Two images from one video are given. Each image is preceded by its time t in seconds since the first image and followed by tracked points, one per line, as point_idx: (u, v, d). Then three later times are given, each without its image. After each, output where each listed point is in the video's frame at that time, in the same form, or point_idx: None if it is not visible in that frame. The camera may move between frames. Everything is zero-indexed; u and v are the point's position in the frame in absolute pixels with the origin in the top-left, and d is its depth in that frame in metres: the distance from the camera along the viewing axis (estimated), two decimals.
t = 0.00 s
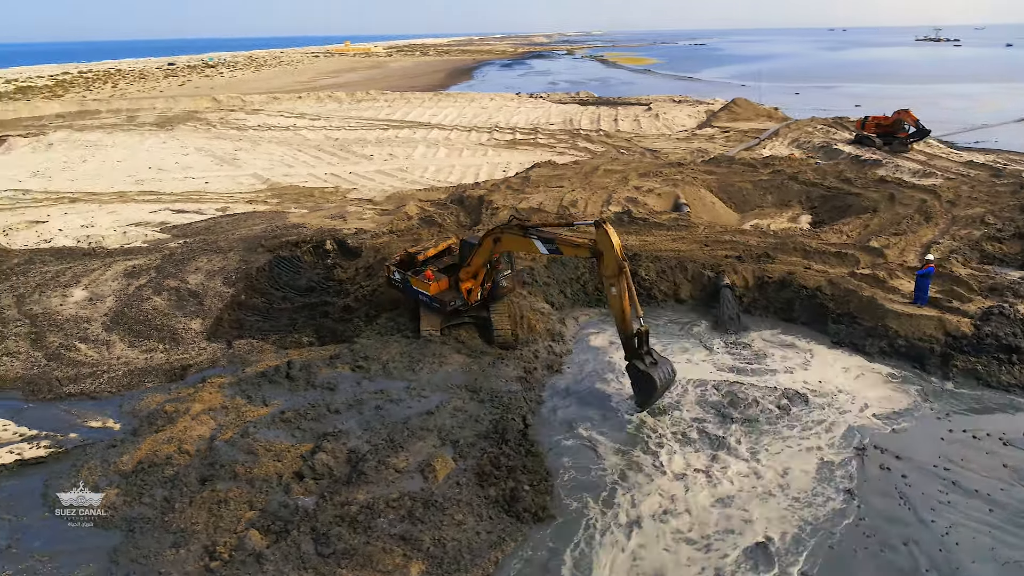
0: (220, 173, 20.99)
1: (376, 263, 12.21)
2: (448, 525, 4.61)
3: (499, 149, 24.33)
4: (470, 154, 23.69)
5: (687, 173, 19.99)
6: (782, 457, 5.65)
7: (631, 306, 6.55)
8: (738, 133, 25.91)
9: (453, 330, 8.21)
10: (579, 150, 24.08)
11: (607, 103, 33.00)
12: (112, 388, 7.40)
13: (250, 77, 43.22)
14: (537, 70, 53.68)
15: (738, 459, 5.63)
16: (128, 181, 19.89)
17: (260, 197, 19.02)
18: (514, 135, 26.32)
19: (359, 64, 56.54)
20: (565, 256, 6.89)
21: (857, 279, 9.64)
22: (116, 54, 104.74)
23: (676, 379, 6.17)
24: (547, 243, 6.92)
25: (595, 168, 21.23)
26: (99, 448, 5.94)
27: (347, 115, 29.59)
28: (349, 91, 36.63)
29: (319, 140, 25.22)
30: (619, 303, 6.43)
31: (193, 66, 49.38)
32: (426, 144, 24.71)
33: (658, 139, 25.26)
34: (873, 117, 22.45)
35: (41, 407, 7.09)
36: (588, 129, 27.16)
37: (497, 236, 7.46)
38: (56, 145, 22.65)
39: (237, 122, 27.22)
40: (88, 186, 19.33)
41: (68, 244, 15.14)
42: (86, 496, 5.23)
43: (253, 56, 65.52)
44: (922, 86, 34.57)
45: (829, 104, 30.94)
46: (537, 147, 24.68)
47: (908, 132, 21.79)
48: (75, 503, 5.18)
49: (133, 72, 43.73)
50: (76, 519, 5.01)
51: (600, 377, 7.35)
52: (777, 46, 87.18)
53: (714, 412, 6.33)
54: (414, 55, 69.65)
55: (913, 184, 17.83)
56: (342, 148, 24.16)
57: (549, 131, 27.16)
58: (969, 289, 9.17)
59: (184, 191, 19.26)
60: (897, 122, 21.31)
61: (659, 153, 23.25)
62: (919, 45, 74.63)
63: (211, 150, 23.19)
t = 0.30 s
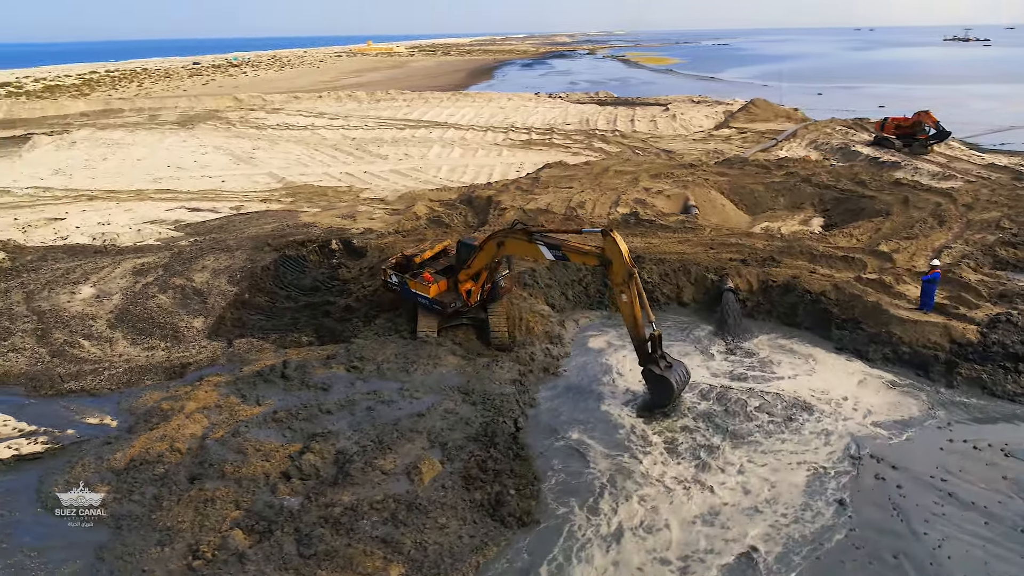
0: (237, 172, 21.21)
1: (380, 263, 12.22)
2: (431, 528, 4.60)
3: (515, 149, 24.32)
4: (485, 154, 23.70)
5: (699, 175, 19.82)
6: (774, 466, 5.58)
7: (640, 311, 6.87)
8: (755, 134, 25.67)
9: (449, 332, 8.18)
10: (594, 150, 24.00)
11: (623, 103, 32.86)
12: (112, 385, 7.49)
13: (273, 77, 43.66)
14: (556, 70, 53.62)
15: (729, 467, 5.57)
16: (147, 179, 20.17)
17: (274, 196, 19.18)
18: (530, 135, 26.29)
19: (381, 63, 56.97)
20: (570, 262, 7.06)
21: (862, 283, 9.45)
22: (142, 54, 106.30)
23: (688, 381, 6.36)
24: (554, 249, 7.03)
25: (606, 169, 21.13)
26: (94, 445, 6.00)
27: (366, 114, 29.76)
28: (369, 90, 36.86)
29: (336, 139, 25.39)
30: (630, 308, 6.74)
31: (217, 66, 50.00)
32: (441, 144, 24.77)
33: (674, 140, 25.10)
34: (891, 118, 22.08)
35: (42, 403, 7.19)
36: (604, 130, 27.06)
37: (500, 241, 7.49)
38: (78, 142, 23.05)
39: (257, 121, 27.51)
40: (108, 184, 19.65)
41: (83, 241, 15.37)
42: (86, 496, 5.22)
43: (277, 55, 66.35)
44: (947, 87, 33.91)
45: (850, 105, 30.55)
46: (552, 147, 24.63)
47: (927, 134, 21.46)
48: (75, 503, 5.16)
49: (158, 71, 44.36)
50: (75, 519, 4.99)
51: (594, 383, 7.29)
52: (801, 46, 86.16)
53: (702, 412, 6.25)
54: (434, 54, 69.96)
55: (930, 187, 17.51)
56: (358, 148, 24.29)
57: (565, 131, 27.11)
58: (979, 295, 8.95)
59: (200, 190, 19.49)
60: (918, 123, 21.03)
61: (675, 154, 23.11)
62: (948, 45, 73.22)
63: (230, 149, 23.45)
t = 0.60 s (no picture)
0: (255, 171, 21.46)
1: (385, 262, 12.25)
2: (411, 531, 4.59)
3: (531, 149, 24.30)
4: (502, 154, 23.71)
5: (712, 176, 19.63)
6: (763, 475, 5.50)
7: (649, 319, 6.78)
8: (775, 135, 25.38)
9: (445, 333, 8.18)
10: (610, 151, 23.89)
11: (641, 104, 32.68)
12: (111, 382, 7.59)
13: (298, 76, 44.18)
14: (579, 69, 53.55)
15: (718, 475, 5.51)
16: (168, 177, 20.49)
17: (289, 195, 19.36)
18: (548, 135, 26.25)
19: (405, 63, 57.37)
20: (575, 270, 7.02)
21: (868, 287, 9.26)
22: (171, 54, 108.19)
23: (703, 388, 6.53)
24: (558, 257, 7.02)
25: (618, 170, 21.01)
26: (89, 441, 6.08)
27: (386, 114, 29.94)
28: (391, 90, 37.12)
29: (355, 138, 25.56)
30: (638, 318, 6.66)
31: (244, 66, 50.76)
32: (459, 144, 24.83)
33: (692, 141, 24.93)
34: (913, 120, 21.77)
35: (42, 397, 7.30)
36: (622, 130, 26.94)
37: (502, 245, 7.53)
38: (103, 140, 23.55)
39: (279, 120, 27.82)
40: (129, 181, 20.00)
41: (99, 238, 15.63)
42: (86, 496, 5.19)
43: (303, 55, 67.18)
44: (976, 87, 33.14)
45: (873, 107, 30.03)
46: (568, 147, 24.56)
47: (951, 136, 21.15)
48: (75, 503, 5.13)
49: (186, 70, 45.13)
50: (75, 519, 4.97)
51: (588, 388, 7.23)
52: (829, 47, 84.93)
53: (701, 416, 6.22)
54: (456, 54, 70.26)
55: (948, 191, 17.15)
56: (376, 147, 24.43)
57: (583, 131, 27.03)
58: (990, 302, 8.71)
59: (219, 188, 19.75)
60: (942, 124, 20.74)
61: (692, 155, 22.95)
62: (981, 45, 71.57)
63: (250, 147, 23.73)
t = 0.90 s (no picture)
0: (272, 169, 21.66)
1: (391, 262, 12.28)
2: (394, 533, 4.60)
3: (547, 149, 24.26)
4: (517, 154, 23.69)
5: (724, 178, 19.45)
6: (753, 483, 5.44)
7: (652, 331, 6.85)
8: (794, 136, 25.09)
9: (443, 334, 8.18)
10: (626, 151, 23.77)
11: (658, 104, 32.49)
12: (113, 378, 7.69)
13: (322, 76, 44.62)
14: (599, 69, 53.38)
15: (708, 483, 5.45)
16: (186, 175, 20.77)
17: (304, 193, 19.52)
18: (564, 135, 26.19)
19: (427, 62, 57.63)
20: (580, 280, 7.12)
21: (874, 291, 9.11)
22: (196, 54, 109.85)
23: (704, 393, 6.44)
24: (561, 266, 7.08)
25: (629, 170, 20.89)
26: (85, 437, 6.17)
27: (405, 113, 30.07)
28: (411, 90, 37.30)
29: (373, 137, 25.71)
30: (640, 330, 6.72)
31: (268, 65, 51.42)
32: (474, 143, 24.86)
33: (709, 141, 24.75)
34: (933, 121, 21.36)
35: (44, 393, 7.41)
36: (639, 130, 26.81)
37: (506, 252, 7.57)
38: (124, 139, 23.96)
39: (299, 119, 28.08)
40: (148, 179, 20.30)
41: (115, 234, 15.86)
42: (86, 496, 5.14)
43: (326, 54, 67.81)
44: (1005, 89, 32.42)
45: (897, 108, 29.55)
46: (583, 147, 24.48)
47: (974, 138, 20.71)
48: (75, 503, 5.09)
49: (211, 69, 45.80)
50: (75, 520, 4.92)
51: (582, 392, 7.19)
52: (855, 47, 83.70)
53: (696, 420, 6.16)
54: (475, 54, 70.39)
55: (967, 194, 16.81)
56: (393, 146, 24.54)
57: (600, 131, 26.95)
58: (999, 309, 8.51)
59: (235, 186, 19.97)
60: (964, 126, 20.33)
61: (707, 155, 22.78)
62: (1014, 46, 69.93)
63: (268, 146, 23.98)
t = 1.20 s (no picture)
0: (291, 167, 21.87)
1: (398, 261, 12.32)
2: (376, 535, 4.60)
3: (565, 149, 24.18)
4: (535, 153, 23.65)
5: (739, 179, 19.23)
6: (744, 494, 5.38)
7: (651, 344, 6.84)
8: (816, 137, 24.71)
9: (440, 335, 8.18)
10: (643, 152, 23.61)
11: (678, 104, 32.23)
12: (115, 374, 7.81)
13: (347, 75, 45.01)
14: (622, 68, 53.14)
15: (697, 493, 5.40)
16: (206, 172, 21.07)
17: (321, 192, 19.67)
18: (583, 135, 26.09)
19: (451, 61, 57.85)
20: (579, 291, 7.15)
21: (881, 297, 8.93)
22: (223, 53, 111.45)
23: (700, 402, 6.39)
24: (561, 275, 7.12)
25: (643, 171, 20.75)
26: (83, 432, 6.26)
27: (426, 113, 30.18)
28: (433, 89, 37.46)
29: (393, 137, 25.84)
30: (640, 342, 6.69)
31: (295, 64, 52.06)
32: (493, 143, 24.86)
33: (728, 142, 24.49)
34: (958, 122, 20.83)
35: (48, 387, 7.55)
36: (657, 130, 26.62)
37: (507, 258, 7.60)
38: (149, 137, 24.40)
39: (321, 118, 28.33)
40: (170, 176, 20.64)
41: (132, 231, 16.14)
42: (86, 496, 5.15)
43: (352, 54, 68.53)
44: None
45: (924, 109, 28.95)
46: (601, 148, 24.36)
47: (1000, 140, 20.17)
48: (75, 503, 5.10)
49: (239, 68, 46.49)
50: (75, 519, 4.93)
51: (577, 396, 7.15)
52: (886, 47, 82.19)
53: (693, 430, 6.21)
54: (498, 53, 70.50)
55: (989, 198, 16.40)
56: (412, 146, 24.65)
57: (619, 131, 26.81)
58: (1010, 318, 8.28)
59: (254, 184, 20.21)
60: (990, 128, 19.80)
61: (725, 157, 22.54)
62: None
63: (289, 145, 24.23)
